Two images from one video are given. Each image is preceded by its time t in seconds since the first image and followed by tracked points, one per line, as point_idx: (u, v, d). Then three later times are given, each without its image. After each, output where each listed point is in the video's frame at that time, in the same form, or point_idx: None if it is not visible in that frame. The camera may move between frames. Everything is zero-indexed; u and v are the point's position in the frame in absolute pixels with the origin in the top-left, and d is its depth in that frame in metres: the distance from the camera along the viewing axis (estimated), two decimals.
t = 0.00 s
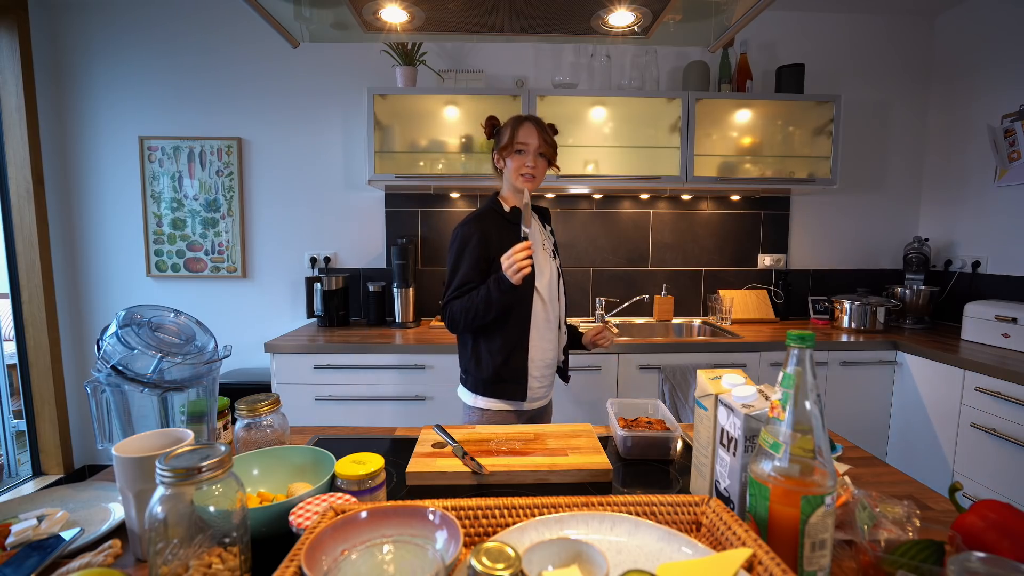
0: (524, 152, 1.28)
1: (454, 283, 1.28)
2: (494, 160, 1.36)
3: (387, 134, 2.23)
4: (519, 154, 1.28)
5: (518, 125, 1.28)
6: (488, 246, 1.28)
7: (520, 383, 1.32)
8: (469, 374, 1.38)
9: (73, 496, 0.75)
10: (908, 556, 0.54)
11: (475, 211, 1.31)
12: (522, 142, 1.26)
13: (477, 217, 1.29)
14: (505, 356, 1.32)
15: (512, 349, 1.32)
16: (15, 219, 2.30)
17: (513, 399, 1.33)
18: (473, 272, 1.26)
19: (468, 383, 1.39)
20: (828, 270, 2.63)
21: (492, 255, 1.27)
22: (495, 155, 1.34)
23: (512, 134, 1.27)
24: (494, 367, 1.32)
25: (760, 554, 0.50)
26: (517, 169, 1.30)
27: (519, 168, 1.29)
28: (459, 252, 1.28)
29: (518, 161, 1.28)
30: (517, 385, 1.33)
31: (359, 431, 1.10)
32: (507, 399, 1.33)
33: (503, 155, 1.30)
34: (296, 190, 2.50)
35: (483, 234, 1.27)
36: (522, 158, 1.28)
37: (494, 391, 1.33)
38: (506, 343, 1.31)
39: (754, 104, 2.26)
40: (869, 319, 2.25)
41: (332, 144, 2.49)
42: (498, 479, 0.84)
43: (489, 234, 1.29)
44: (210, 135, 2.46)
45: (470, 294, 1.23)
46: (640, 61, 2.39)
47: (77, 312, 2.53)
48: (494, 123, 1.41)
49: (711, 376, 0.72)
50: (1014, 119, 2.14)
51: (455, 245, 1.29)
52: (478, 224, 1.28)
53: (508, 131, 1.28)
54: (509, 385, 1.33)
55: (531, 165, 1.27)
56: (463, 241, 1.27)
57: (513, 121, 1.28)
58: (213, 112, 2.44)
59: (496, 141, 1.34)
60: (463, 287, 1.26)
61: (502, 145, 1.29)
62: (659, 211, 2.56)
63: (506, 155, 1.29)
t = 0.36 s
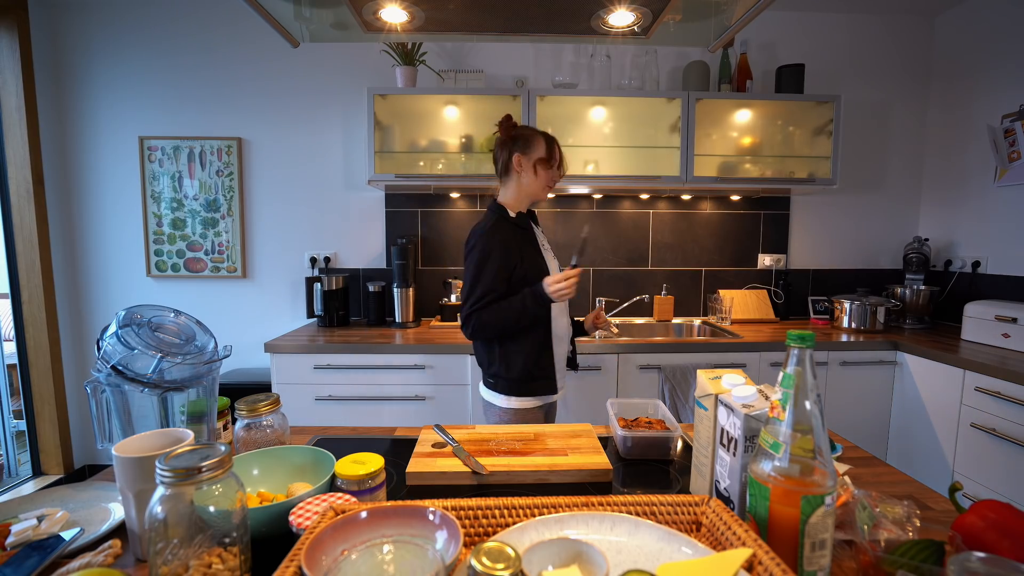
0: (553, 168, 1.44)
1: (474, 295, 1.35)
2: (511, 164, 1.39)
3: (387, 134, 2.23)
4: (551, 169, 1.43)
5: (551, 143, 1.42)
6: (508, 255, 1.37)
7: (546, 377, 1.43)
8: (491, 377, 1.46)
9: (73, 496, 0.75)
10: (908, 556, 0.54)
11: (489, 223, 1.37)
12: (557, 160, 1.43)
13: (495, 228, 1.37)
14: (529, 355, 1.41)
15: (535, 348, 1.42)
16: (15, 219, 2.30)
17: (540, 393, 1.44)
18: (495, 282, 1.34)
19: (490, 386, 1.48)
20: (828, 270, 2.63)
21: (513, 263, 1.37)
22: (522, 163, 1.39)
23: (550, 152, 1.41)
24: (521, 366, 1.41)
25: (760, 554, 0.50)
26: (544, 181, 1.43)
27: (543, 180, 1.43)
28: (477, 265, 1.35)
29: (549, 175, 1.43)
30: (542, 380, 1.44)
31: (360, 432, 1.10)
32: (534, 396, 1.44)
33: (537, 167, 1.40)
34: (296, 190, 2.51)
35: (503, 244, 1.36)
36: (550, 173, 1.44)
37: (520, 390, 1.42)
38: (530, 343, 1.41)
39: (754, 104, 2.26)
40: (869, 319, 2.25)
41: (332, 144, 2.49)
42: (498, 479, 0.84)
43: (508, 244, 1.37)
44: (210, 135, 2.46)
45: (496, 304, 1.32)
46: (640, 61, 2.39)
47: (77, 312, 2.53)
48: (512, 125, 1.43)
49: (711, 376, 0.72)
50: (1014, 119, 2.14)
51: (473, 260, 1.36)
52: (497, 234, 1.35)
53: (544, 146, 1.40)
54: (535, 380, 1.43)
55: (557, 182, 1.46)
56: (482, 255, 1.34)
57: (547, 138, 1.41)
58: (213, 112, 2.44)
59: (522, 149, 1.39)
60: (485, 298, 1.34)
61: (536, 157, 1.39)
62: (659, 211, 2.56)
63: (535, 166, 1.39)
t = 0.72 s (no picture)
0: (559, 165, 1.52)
1: (536, 291, 1.37)
2: (527, 167, 1.42)
3: (387, 135, 2.23)
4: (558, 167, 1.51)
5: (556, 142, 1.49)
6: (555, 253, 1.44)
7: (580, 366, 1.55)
8: (530, 376, 1.47)
9: (73, 496, 0.75)
10: (908, 556, 0.54)
11: (541, 224, 1.41)
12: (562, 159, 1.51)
13: (542, 228, 1.42)
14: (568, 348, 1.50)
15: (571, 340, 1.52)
16: (15, 219, 2.30)
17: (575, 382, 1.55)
18: (551, 279, 1.39)
19: (525, 387, 1.49)
20: (828, 270, 2.63)
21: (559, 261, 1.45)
22: (539, 165, 1.43)
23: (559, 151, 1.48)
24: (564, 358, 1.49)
25: (760, 554, 0.50)
26: (555, 178, 1.50)
27: (554, 179, 1.50)
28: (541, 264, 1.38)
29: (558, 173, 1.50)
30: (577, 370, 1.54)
31: (360, 432, 1.10)
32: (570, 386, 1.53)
33: (551, 167, 1.46)
34: (296, 190, 2.51)
35: (553, 243, 1.43)
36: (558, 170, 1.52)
37: (561, 385, 1.49)
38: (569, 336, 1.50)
39: (754, 104, 2.27)
40: (869, 319, 2.25)
41: (332, 144, 2.49)
42: (498, 479, 0.84)
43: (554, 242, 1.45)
44: (210, 135, 2.46)
45: (558, 301, 1.38)
46: (640, 61, 2.40)
47: (77, 312, 2.53)
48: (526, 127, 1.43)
49: (711, 376, 0.72)
50: (1013, 119, 2.14)
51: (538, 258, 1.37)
52: (548, 234, 1.42)
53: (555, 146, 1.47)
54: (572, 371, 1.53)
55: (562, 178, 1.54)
56: (545, 255, 1.39)
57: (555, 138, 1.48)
58: (213, 112, 2.44)
59: (538, 151, 1.42)
60: (546, 296, 1.37)
61: (550, 158, 1.45)
62: (659, 211, 2.56)
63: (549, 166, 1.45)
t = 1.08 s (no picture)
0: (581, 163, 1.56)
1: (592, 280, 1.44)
2: (549, 173, 1.50)
3: (387, 134, 2.23)
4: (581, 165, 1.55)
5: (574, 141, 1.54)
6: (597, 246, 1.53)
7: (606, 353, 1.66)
8: (576, 365, 1.53)
9: (73, 496, 0.75)
10: (908, 556, 0.54)
11: (586, 219, 1.50)
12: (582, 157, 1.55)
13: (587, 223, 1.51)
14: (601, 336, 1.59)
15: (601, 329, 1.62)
16: (15, 219, 2.30)
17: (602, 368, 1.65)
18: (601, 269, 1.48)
19: (570, 377, 1.54)
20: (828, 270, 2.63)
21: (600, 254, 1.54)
22: (559, 168, 1.50)
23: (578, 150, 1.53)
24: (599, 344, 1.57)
25: (760, 554, 0.50)
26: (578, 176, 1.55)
27: (577, 178, 1.55)
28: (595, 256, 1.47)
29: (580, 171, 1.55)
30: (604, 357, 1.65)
31: (360, 432, 1.10)
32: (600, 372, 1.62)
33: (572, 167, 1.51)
34: (296, 190, 2.51)
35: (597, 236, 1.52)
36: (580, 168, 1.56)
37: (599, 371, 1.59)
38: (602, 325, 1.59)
39: (754, 104, 2.26)
40: (869, 319, 2.25)
41: (332, 144, 2.49)
42: (498, 479, 0.84)
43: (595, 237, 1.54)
44: (210, 135, 2.46)
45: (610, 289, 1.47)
46: (640, 61, 2.40)
47: (77, 312, 2.53)
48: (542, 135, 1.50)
49: (711, 376, 0.72)
50: (1013, 119, 2.14)
51: (593, 251, 1.46)
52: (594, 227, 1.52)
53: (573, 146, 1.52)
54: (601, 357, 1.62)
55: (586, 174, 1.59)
56: (596, 248, 1.48)
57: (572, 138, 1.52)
58: (213, 112, 2.44)
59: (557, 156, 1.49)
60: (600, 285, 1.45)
61: (570, 159, 1.51)
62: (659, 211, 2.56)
63: (571, 168, 1.51)
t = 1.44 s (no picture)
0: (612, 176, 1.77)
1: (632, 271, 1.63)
2: (601, 178, 1.65)
3: (387, 134, 2.23)
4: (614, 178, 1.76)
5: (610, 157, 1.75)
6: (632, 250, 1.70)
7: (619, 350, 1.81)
8: (603, 353, 1.65)
9: (73, 496, 0.75)
10: (908, 556, 0.54)
11: (627, 224, 1.64)
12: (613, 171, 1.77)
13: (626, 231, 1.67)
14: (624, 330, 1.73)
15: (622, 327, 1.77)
16: (15, 219, 2.30)
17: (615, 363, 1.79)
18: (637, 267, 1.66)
19: (597, 363, 1.65)
20: (827, 270, 2.63)
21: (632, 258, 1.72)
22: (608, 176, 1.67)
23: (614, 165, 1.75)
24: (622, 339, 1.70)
25: (760, 554, 0.50)
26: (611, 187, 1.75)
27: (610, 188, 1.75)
28: (634, 254, 1.64)
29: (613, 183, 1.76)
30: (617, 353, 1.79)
31: (360, 432, 1.10)
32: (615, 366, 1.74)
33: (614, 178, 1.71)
34: (296, 190, 2.51)
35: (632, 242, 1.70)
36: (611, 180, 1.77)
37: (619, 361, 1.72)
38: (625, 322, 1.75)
39: (754, 104, 2.26)
40: (869, 319, 2.25)
41: (332, 144, 2.49)
42: (498, 479, 0.84)
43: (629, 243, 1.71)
44: (210, 135, 2.46)
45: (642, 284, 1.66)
46: (640, 61, 2.40)
47: (77, 312, 2.53)
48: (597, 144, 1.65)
49: (711, 376, 0.72)
50: (1013, 119, 2.14)
51: (633, 249, 1.63)
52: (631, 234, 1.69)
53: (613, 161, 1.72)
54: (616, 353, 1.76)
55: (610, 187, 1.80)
56: (636, 250, 1.64)
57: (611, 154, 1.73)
58: (213, 112, 2.44)
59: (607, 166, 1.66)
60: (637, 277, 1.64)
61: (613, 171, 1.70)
62: (659, 211, 2.56)
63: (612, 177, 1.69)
